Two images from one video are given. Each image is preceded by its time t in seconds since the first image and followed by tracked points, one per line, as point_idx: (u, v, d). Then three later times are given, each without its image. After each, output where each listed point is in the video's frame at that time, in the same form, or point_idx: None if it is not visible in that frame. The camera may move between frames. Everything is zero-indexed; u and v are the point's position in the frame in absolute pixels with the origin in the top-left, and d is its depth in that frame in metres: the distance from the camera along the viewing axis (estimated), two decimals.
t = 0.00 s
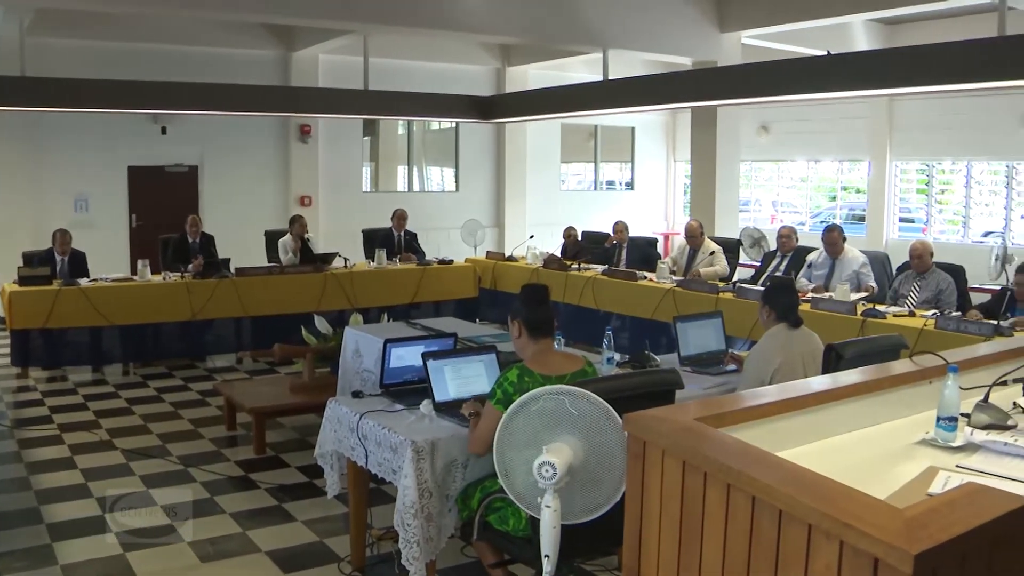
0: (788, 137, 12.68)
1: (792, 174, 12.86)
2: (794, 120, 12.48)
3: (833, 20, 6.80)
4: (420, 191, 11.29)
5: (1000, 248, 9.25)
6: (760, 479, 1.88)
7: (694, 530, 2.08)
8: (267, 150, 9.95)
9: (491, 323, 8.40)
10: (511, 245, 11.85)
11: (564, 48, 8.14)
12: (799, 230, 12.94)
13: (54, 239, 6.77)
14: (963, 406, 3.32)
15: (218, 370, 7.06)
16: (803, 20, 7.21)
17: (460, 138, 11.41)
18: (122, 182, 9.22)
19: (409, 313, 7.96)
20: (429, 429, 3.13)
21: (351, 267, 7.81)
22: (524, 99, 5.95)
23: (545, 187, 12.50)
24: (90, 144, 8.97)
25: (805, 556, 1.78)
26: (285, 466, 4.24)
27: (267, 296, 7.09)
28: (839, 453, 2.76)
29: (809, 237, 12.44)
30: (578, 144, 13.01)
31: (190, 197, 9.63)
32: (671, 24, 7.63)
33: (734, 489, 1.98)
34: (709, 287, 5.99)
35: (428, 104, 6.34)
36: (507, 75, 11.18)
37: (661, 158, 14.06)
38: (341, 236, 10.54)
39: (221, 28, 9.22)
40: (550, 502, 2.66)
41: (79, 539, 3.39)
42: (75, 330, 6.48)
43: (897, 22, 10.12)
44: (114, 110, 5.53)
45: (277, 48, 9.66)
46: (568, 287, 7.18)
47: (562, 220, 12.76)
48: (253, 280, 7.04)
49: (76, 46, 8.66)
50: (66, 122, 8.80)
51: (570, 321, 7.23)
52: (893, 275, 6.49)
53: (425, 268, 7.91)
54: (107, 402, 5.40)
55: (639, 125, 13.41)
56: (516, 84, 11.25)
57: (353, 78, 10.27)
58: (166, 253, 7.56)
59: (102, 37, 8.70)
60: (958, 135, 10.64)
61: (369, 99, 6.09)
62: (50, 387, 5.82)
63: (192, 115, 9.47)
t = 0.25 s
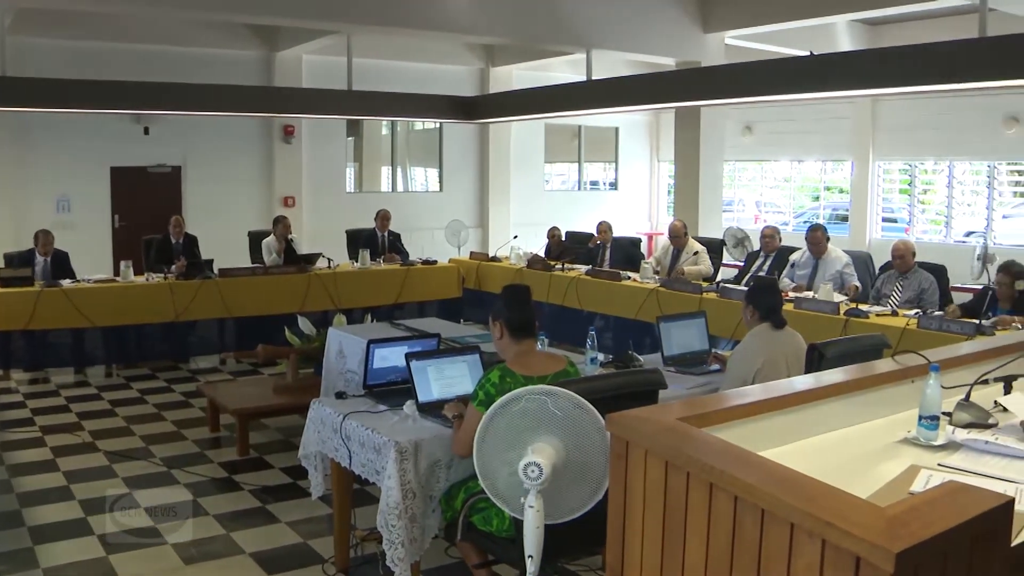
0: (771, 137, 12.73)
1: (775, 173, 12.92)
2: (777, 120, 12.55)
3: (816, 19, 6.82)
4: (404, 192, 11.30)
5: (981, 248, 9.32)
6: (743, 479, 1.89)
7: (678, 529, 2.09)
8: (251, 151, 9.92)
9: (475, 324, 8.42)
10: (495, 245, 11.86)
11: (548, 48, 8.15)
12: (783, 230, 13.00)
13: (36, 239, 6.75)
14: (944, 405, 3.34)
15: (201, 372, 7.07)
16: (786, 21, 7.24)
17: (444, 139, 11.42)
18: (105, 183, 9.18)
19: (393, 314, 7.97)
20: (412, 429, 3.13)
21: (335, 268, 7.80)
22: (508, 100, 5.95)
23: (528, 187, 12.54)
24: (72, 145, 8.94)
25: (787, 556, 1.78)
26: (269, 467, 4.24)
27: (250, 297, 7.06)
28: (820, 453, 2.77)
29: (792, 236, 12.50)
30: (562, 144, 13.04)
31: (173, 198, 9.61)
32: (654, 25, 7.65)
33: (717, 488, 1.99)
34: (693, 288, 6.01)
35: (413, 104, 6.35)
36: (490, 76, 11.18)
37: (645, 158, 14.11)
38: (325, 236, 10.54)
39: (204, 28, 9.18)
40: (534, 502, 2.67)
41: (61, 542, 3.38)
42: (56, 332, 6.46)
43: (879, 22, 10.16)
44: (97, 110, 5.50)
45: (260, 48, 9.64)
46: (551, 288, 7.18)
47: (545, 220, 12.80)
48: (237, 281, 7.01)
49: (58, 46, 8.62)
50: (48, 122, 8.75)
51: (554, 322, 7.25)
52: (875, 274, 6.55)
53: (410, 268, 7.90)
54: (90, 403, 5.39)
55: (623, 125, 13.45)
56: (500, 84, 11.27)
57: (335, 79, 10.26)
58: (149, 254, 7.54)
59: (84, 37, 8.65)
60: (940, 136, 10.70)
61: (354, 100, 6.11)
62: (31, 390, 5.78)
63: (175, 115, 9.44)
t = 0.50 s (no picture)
0: (752, 138, 12.79)
1: (757, 174, 12.96)
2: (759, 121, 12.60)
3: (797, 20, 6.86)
4: (386, 192, 11.29)
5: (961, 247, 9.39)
6: (726, 479, 1.90)
7: (659, 529, 2.09)
8: (232, 151, 9.88)
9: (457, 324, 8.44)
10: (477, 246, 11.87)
11: (530, 49, 8.17)
12: (764, 230, 13.04)
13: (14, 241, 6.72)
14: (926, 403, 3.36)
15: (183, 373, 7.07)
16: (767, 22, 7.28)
17: (426, 140, 11.42)
18: (85, 184, 9.13)
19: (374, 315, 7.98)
20: (394, 430, 3.14)
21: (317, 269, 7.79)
22: (490, 101, 5.96)
23: (510, 187, 12.56)
24: (51, 146, 8.88)
25: (768, 555, 1.79)
26: (251, 469, 4.25)
27: (232, 298, 7.05)
28: (801, 452, 2.79)
29: (774, 236, 12.55)
30: (544, 145, 13.07)
31: (154, 199, 9.56)
32: (637, 26, 7.68)
33: (697, 488, 2.00)
34: (675, 288, 6.04)
35: (397, 105, 6.36)
36: (471, 76, 11.17)
37: (627, 159, 14.16)
38: (307, 237, 10.52)
39: (185, 28, 9.15)
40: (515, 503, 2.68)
41: (41, 545, 3.37)
42: (35, 333, 6.41)
43: (859, 23, 10.23)
44: (80, 110, 5.49)
45: (242, 49, 9.62)
46: (533, 288, 7.19)
47: (528, 221, 12.82)
48: (219, 282, 6.99)
49: (38, 46, 8.56)
50: (27, 122, 8.69)
51: (537, 321, 7.28)
52: (856, 273, 6.60)
53: (391, 269, 7.92)
54: (71, 405, 5.38)
55: (605, 126, 13.50)
56: (482, 85, 11.28)
57: (316, 79, 10.25)
58: (129, 257, 7.55)
59: (64, 37, 8.60)
60: (920, 136, 10.78)
61: (338, 101, 6.12)
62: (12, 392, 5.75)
63: (156, 116, 9.41)
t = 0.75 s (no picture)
0: (733, 137, 12.84)
1: (740, 174, 13.01)
2: (741, 121, 12.66)
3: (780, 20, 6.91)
4: (369, 193, 11.30)
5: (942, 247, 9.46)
6: (707, 479, 1.89)
7: (641, 528, 2.09)
8: (215, 152, 9.85)
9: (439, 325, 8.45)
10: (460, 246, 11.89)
11: (513, 50, 8.20)
12: (747, 230, 13.09)
13: None
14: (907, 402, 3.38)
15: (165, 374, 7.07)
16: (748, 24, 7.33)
17: (409, 140, 11.43)
18: (66, 185, 9.08)
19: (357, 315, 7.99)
20: (376, 431, 3.14)
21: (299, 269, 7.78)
22: (473, 102, 5.97)
23: (494, 188, 12.58)
24: (32, 147, 8.83)
25: (750, 554, 1.79)
26: (233, 471, 4.25)
27: (215, 299, 7.03)
28: (782, 449, 2.80)
29: (756, 236, 12.59)
30: (527, 145, 13.09)
31: (135, 200, 9.53)
32: (621, 27, 7.70)
33: (678, 488, 2.00)
34: (657, 288, 6.07)
35: (382, 106, 6.38)
36: (454, 77, 11.18)
37: (610, 160, 14.20)
38: (290, 238, 10.50)
39: (167, 28, 9.12)
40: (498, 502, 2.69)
41: (22, 549, 3.35)
42: (16, 334, 6.38)
43: (841, 24, 10.28)
44: (63, 111, 5.47)
45: (224, 49, 9.60)
46: (516, 288, 7.20)
47: (511, 221, 12.85)
48: (202, 283, 6.98)
49: (18, 46, 8.51)
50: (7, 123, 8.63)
51: (519, 322, 7.30)
52: (837, 273, 6.66)
53: (374, 269, 7.93)
54: (53, 408, 5.36)
55: (587, 126, 13.54)
56: (465, 85, 11.29)
57: (299, 79, 10.24)
58: (111, 257, 7.53)
59: (45, 37, 8.54)
60: (901, 136, 10.85)
61: (323, 102, 6.13)
62: None
63: (138, 116, 9.37)
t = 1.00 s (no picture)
0: (713, 138, 12.87)
1: (720, 174, 13.05)
2: (720, 122, 12.69)
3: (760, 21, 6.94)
4: (349, 194, 11.28)
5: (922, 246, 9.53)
6: (686, 479, 1.90)
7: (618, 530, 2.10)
8: (194, 153, 9.80)
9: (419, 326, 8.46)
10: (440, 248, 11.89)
11: (493, 51, 8.21)
12: (727, 231, 13.11)
13: None
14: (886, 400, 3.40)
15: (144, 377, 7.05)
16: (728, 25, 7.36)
17: (389, 141, 11.42)
18: (44, 187, 9.02)
19: (338, 316, 7.98)
20: (356, 433, 3.14)
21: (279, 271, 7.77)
22: (453, 103, 5.98)
23: (474, 188, 12.60)
24: (8, 148, 8.76)
25: (728, 553, 1.80)
26: (213, 473, 4.26)
27: (194, 301, 7.02)
28: (759, 449, 2.82)
29: (737, 236, 12.64)
30: (507, 146, 13.09)
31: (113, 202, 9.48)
32: (602, 27, 7.72)
33: (657, 488, 2.01)
34: (637, 288, 6.09)
35: (364, 106, 6.40)
36: (434, 77, 11.16)
37: (590, 161, 14.21)
38: (270, 239, 10.47)
39: (145, 28, 9.07)
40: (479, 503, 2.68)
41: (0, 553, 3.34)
42: None
43: (821, 25, 10.31)
44: (42, 112, 5.45)
45: (203, 50, 9.57)
46: (497, 288, 7.20)
47: (492, 221, 12.86)
48: (181, 285, 6.97)
49: None
50: None
51: (499, 322, 7.31)
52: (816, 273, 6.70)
53: (354, 271, 7.93)
54: (31, 410, 5.34)
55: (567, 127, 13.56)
56: (445, 85, 11.29)
57: (279, 79, 10.19)
58: (89, 259, 7.51)
59: (22, 37, 8.47)
60: (881, 136, 10.90)
61: (305, 103, 6.14)
62: None
63: (116, 116, 9.32)
